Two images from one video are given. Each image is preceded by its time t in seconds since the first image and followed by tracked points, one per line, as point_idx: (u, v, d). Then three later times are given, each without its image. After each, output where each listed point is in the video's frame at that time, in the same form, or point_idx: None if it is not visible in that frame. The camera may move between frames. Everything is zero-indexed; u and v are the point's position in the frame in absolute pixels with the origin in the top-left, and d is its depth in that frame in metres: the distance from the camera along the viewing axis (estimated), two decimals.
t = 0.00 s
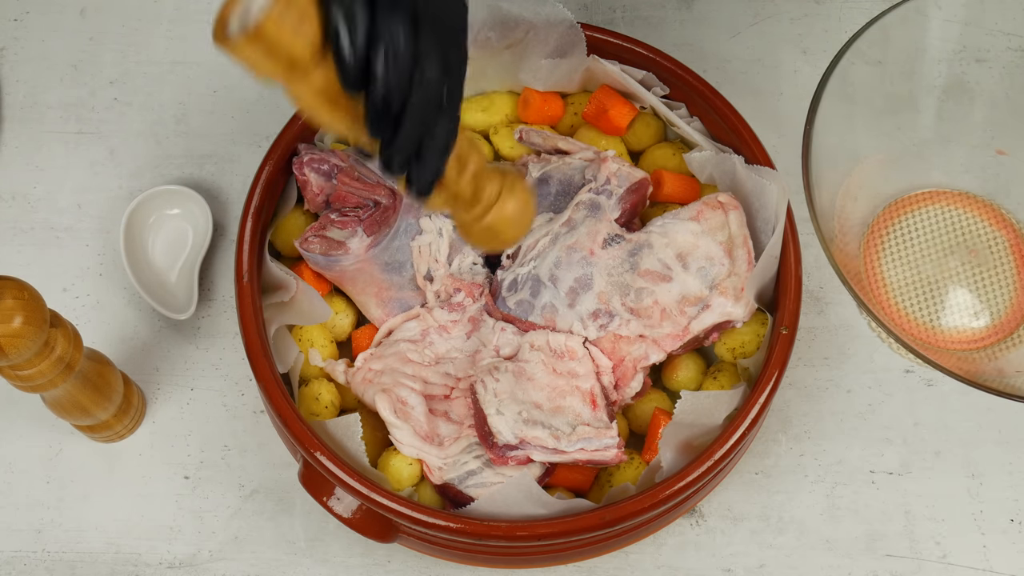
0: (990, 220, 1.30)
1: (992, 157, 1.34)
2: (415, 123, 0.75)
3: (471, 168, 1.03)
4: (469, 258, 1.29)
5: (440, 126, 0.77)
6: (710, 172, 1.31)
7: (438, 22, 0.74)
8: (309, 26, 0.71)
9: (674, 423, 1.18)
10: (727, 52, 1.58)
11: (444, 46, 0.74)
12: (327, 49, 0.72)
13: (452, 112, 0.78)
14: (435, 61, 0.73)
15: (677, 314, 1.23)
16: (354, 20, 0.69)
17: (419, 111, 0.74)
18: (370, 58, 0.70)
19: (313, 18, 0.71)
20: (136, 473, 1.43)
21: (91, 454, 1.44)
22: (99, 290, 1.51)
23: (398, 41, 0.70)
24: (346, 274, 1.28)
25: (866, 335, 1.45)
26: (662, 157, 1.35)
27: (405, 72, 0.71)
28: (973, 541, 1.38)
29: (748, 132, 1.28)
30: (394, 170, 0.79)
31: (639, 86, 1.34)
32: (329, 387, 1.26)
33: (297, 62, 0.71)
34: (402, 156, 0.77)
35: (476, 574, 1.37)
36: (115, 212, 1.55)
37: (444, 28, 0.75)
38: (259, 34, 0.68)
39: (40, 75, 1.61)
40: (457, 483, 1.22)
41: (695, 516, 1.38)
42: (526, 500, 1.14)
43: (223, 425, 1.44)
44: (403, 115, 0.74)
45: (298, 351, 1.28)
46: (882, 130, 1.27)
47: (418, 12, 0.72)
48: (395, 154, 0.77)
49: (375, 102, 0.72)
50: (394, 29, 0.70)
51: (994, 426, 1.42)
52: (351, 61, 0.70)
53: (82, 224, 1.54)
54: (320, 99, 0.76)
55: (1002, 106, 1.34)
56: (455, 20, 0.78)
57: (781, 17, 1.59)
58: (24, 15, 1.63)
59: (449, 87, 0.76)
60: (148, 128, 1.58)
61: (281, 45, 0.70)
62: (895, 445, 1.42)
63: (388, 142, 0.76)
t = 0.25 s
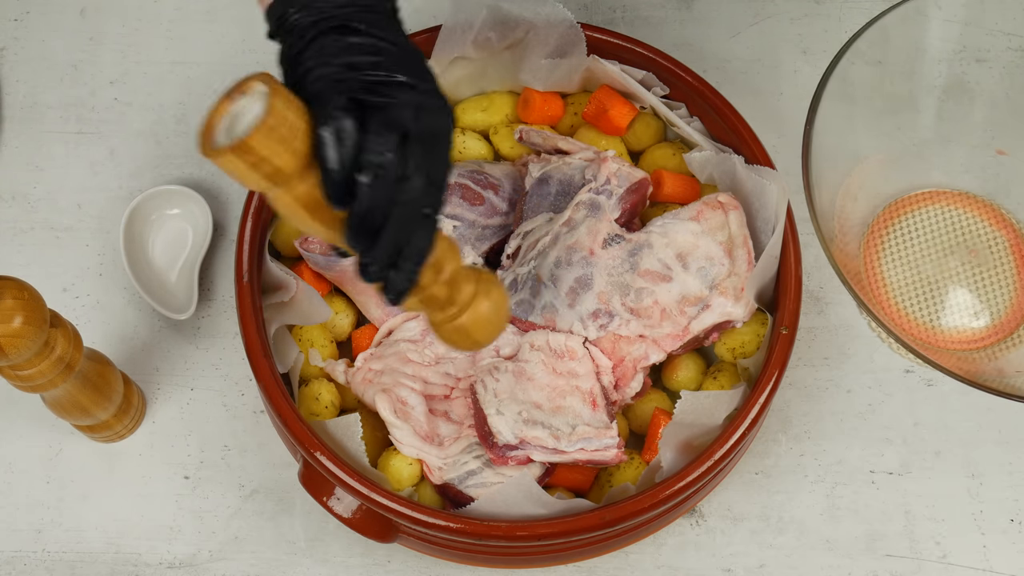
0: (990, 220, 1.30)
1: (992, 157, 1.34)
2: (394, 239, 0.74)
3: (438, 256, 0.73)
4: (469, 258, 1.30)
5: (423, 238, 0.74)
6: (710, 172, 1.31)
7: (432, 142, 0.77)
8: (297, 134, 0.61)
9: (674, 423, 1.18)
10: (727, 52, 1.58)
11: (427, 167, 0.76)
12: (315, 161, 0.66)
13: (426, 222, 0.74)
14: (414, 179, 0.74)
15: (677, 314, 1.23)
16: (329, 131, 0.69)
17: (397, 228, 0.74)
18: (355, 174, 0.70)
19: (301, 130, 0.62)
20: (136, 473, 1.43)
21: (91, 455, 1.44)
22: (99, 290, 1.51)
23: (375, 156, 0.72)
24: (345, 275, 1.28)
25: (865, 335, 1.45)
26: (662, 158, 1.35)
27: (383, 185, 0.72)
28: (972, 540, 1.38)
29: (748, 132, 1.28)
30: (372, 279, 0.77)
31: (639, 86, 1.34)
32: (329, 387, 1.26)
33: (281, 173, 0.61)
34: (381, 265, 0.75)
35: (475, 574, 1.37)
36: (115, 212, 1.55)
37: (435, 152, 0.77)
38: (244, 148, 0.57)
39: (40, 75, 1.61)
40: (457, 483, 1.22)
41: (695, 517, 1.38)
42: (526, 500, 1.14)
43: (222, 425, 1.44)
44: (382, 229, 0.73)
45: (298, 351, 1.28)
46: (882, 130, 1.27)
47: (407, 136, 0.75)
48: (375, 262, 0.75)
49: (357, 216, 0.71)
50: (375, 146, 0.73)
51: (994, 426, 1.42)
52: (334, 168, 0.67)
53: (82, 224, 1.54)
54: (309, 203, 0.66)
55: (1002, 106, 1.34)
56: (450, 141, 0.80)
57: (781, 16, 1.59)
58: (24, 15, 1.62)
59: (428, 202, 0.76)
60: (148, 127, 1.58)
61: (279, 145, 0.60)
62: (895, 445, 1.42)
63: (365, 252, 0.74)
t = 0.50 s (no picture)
0: (990, 220, 1.30)
1: (992, 157, 1.34)
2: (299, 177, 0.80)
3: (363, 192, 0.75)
4: (469, 258, 1.30)
5: (327, 175, 0.82)
6: (710, 172, 1.31)
7: (342, 87, 0.83)
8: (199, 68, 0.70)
9: (674, 423, 1.18)
10: (727, 52, 1.58)
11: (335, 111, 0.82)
12: (215, 96, 0.73)
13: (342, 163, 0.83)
14: (321, 118, 0.80)
15: (677, 314, 1.23)
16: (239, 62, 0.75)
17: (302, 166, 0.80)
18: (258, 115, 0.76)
19: (205, 64, 0.71)
20: (136, 473, 1.43)
21: (91, 454, 1.44)
22: (99, 290, 1.51)
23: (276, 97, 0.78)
24: (346, 275, 1.26)
25: (866, 335, 1.45)
26: (662, 158, 1.35)
27: (287, 124, 0.78)
28: (972, 540, 1.38)
29: (747, 132, 1.29)
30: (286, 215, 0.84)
31: (639, 86, 1.35)
32: (329, 388, 1.26)
33: (183, 105, 0.71)
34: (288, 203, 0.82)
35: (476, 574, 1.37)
36: (115, 212, 1.55)
37: (341, 97, 0.83)
38: (144, 80, 0.66)
39: (40, 75, 1.61)
40: (457, 483, 1.22)
41: (695, 517, 1.38)
42: (526, 500, 1.14)
43: (222, 425, 1.44)
44: (289, 164, 0.80)
45: (298, 351, 1.28)
46: (882, 130, 1.27)
47: (313, 77, 0.81)
48: (285, 205, 0.82)
49: (260, 152, 0.78)
50: (279, 85, 0.79)
51: (994, 425, 1.42)
52: (236, 108, 0.74)
53: (82, 224, 1.54)
54: (208, 131, 0.75)
55: (1002, 106, 1.34)
56: (362, 84, 0.87)
57: (781, 16, 1.59)
58: (24, 15, 1.62)
59: (334, 142, 0.82)
60: (148, 128, 1.58)
61: (180, 79, 0.69)
62: (895, 445, 1.42)
63: (274, 189, 0.81)
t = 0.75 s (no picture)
0: (990, 220, 1.30)
1: (992, 157, 1.34)
2: (287, 151, 0.81)
3: (349, 156, 0.82)
4: (469, 258, 1.30)
5: (328, 142, 0.81)
6: (710, 172, 1.31)
7: (319, 59, 0.84)
8: (186, 56, 0.69)
9: (674, 423, 1.18)
10: (727, 52, 1.58)
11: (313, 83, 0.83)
12: (203, 81, 0.73)
13: (332, 128, 0.82)
14: (302, 91, 0.81)
15: (677, 314, 1.23)
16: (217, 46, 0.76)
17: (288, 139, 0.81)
18: (241, 90, 0.77)
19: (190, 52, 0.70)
20: (136, 473, 1.43)
21: (91, 454, 1.44)
22: (99, 290, 1.51)
23: (256, 70, 0.79)
24: (345, 274, 1.28)
25: (866, 335, 1.45)
26: (662, 157, 1.35)
27: (270, 96, 0.79)
28: (972, 540, 1.38)
29: (747, 132, 1.29)
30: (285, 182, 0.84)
31: (639, 86, 1.35)
32: (329, 388, 1.26)
33: (174, 94, 0.71)
34: (286, 173, 0.83)
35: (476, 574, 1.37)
36: (114, 212, 1.55)
37: (321, 66, 0.84)
38: (137, 77, 0.67)
39: (40, 75, 1.61)
40: (457, 483, 1.22)
41: (695, 517, 1.38)
42: (526, 500, 1.14)
43: (222, 425, 1.44)
44: (277, 137, 0.81)
45: (298, 351, 1.28)
46: (882, 130, 1.27)
47: (290, 53, 0.82)
48: (282, 172, 0.83)
49: (249, 129, 0.79)
50: (258, 64, 0.79)
51: (994, 426, 1.42)
52: (222, 89, 0.74)
53: (82, 224, 1.54)
54: (200, 114, 0.75)
55: (1003, 106, 1.34)
56: (339, 56, 0.87)
57: (781, 16, 1.59)
58: (24, 15, 1.62)
59: (318, 112, 0.83)
60: (148, 128, 1.58)
61: (167, 70, 0.69)
62: (895, 445, 1.42)
63: (270, 161, 0.82)
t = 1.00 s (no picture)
0: (990, 220, 1.30)
1: (992, 157, 1.33)
2: (201, 135, 0.92)
3: (278, 150, 0.89)
4: (469, 258, 1.30)
5: (240, 133, 0.89)
6: (710, 172, 1.33)
7: (232, 49, 0.93)
8: (99, 40, 0.82)
9: (674, 423, 1.18)
10: (727, 52, 1.58)
11: (223, 73, 0.92)
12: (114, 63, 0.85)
13: (247, 116, 0.91)
14: (207, 79, 0.91)
15: (677, 314, 1.23)
16: (129, 33, 0.84)
17: (199, 124, 0.91)
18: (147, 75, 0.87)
19: (104, 36, 0.82)
20: (136, 473, 1.42)
21: (91, 454, 1.44)
22: (99, 290, 1.51)
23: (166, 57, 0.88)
24: (345, 275, 1.28)
25: (865, 335, 1.46)
26: (661, 157, 1.35)
27: (173, 83, 0.89)
28: (972, 540, 1.38)
29: (747, 132, 1.28)
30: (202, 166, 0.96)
31: (639, 86, 1.35)
32: (329, 387, 1.26)
33: (89, 74, 0.83)
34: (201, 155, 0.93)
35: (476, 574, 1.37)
36: (114, 212, 1.55)
37: (232, 55, 0.92)
38: (50, 53, 0.80)
39: (40, 75, 1.61)
40: (457, 483, 1.22)
41: (695, 516, 1.38)
42: (526, 500, 1.14)
43: (222, 425, 1.44)
44: (187, 121, 0.92)
45: (298, 351, 1.28)
46: (882, 130, 1.27)
47: (197, 38, 0.91)
48: (198, 155, 0.93)
49: (156, 110, 0.90)
50: (164, 48, 0.88)
51: (994, 426, 1.43)
52: (129, 73, 0.86)
53: (82, 224, 1.54)
54: (116, 91, 0.88)
55: (1003, 106, 1.34)
56: (259, 43, 0.94)
57: (781, 17, 1.60)
58: (24, 15, 1.63)
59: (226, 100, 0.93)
60: (148, 128, 1.58)
61: (82, 50, 0.81)
62: (895, 446, 1.42)
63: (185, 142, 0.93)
